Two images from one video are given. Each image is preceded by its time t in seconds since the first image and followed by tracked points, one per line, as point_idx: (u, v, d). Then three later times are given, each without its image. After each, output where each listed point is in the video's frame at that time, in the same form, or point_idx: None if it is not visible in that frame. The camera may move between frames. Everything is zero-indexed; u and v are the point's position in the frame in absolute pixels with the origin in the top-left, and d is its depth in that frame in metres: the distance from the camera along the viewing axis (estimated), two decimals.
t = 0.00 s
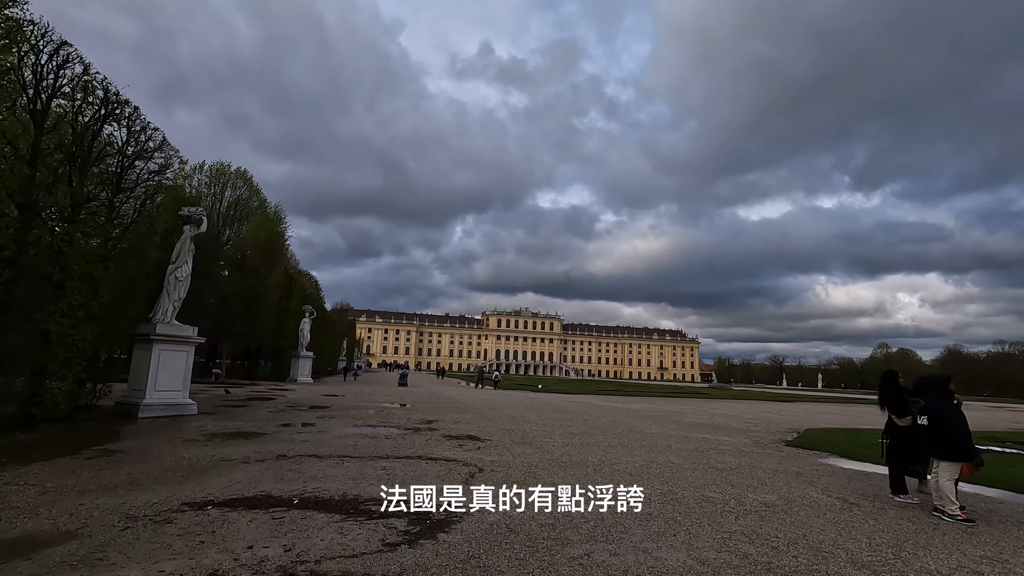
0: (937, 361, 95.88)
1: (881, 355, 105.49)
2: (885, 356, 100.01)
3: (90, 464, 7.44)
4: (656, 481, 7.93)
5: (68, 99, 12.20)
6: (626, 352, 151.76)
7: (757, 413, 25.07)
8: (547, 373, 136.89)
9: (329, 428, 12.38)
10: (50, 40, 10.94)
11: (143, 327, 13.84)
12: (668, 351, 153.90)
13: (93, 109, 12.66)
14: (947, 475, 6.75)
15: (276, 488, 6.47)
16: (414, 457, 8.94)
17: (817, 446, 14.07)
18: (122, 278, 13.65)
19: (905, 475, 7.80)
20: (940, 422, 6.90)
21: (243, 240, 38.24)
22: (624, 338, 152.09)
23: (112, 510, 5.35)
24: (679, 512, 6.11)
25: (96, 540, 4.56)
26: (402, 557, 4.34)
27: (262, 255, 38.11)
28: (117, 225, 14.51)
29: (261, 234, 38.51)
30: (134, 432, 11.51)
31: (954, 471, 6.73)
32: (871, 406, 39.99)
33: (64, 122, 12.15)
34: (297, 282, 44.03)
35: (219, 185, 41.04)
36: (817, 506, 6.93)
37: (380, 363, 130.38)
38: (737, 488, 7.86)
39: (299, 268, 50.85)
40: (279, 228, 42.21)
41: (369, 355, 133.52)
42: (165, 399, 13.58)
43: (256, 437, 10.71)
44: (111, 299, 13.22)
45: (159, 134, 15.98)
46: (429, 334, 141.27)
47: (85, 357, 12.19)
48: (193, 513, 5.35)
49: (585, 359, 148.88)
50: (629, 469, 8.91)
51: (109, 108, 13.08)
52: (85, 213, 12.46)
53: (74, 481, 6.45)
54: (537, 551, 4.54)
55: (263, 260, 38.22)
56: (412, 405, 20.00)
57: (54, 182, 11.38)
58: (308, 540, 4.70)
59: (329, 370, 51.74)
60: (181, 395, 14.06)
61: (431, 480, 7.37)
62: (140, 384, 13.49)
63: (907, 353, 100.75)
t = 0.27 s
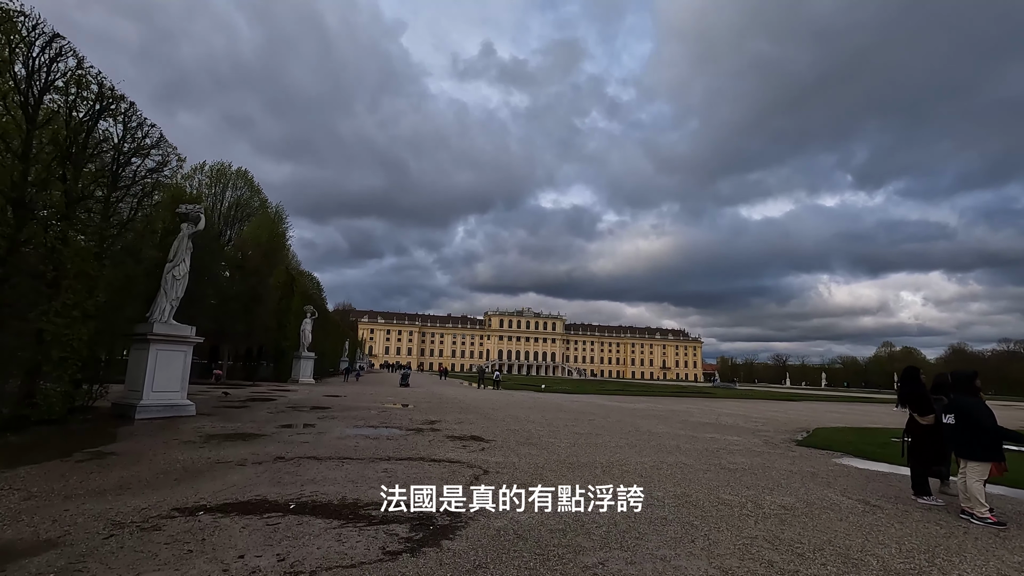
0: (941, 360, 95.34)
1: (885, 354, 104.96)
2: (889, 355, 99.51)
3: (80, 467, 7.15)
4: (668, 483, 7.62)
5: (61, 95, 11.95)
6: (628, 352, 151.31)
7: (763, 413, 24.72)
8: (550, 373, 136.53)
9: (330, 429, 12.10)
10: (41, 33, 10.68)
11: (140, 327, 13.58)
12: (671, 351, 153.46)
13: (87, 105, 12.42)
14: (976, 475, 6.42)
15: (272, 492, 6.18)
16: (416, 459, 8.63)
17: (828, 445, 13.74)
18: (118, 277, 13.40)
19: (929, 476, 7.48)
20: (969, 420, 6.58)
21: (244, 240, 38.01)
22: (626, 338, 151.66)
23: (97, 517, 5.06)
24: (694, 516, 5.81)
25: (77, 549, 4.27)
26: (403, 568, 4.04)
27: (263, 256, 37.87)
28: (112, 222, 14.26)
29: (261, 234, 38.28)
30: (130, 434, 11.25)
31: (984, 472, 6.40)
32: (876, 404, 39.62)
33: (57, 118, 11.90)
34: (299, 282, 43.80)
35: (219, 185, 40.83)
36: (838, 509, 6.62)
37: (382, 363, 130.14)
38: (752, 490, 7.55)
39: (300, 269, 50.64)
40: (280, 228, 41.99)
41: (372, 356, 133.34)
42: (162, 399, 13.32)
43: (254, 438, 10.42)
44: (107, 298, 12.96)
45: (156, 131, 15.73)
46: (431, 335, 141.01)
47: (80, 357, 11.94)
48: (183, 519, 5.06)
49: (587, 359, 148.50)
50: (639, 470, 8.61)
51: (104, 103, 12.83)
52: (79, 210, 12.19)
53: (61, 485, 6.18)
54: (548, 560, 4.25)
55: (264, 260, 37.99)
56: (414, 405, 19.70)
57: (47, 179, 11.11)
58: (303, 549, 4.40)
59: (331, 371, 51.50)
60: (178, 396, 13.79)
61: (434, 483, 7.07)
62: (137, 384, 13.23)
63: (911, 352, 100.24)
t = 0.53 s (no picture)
0: (945, 360, 94.84)
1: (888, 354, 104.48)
2: (892, 355, 99.03)
3: (68, 475, 6.87)
4: (679, 490, 7.33)
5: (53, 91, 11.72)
6: (631, 352, 150.89)
7: (769, 414, 24.38)
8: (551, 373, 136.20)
9: (329, 433, 11.83)
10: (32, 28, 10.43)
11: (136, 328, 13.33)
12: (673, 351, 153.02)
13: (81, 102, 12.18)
14: (1005, 483, 6.11)
15: (267, 502, 5.91)
16: (417, 464, 8.33)
17: (838, 448, 13.44)
18: (113, 277, 13.15)
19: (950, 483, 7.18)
20: (996, 425, 6.27)
21: (244, 241, 37.77)
22: (629, 338, 151.25)
23: (80, 530, 4.78)
24: (709, 528, 5.52)
25: (53, 567, 4.00)
26: None
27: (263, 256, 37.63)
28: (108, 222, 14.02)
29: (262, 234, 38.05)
30: (125, 438, 10.99)
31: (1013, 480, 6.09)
32: (881, 405, 39.23)
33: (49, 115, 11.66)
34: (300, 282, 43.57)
35: (220, 186, 40.62)
36: (858, 518, 6.32)
37: (384, 364, 129.92)
38: (767, 497, 7.24)
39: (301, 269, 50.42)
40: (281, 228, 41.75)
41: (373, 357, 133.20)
42: (158, 402, 13.06)
43: (251, 442, 10.15)
44: (102, 299, 12.70)
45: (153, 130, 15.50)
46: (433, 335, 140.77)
47: (74, 359, 11.68)
48: (169, 533, 4.78)
49: (589, 359, 148.14)
50: (647, 477, 8.32)
51: (98, 100, 12.59)
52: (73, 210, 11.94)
53: (46, 494, 5.91)
54: None
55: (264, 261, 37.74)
56: (415, 406, 19.42)
57: (39, 177, 10.86)
58: (294, 567, 4.11)
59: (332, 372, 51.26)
60: (175, 398, 13.53)
61: (435, 491, 6.79)
62: (133, 387, 12.97)
63: (914, 351, 99.75)
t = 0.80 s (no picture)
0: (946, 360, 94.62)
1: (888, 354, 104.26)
2: (892, 355, 98.81)
3: (46, 476, 6.57)
4: (686, 490, 7.03)
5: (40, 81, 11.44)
6: (630, 352, 150.60)
7: (771, 413, 24.07)
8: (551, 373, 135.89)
9: (324, 432, 11.52)
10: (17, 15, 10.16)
11: (127, 325, 13.04)
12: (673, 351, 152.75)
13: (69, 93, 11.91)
14: None
15: (253, 504, 5.59)
16: (413, 464, 8.02)
17: (845, 447, 13.15)
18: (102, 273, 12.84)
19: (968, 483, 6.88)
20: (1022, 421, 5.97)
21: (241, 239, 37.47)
22: (628, 338, 150.95)
23: (50, 534, 4.48)
24: (720, 530, 5.22)
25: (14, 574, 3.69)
26: None
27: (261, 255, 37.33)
28: (99, 217, 13.72)
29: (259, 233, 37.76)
30: (113, 437, 10.68)
31: None
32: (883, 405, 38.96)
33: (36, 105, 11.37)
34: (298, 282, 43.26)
35: (217, 185, 40.32)
36: (875, 520, 6.02)
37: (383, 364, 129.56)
38: (778, 498, 6.95)
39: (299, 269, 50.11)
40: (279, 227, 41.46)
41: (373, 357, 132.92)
42: (150, 401, 12.75)
43: (243, 442, 9.84)
44: (91, 295, 12.39)
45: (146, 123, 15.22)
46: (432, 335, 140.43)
47: (62, 356, 11.39)
48: (145, 537, 4.47)
49: (589, 359, 147.85)
50: (652, 476, 8.01)
51: (87, 91, 12.31)
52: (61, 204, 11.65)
53: (20, 495, 5.60)
54: None
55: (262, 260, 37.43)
56: (413, 406, 19.12)
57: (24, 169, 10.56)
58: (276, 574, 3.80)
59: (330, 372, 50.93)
60: (167, 397, 13.23)
61: (431, 492, 6.48)
62: (124, 385, 12.66)
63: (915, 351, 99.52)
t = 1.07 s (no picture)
0: (942, 358, 94.82)
1: (885, 352, 104.45)
2: (889, 353, 98.97)
3: (18, 485, 6.23)
4: (691, 498, 6.73)
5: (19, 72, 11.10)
6: (628, 351, 150.53)
7: (771, 413, 23.85)
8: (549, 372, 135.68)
9: (316, 435, 11.20)
10: None
11: (113, 324, 12.69)
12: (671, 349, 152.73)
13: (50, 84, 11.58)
14: None
15: (234, 516, 5.26)
16: (406, 469, 7.70)
17: (849, 448, 12.90)
18: (86, 271, 12.49)
19: (985, 490, 6.56)
20: None
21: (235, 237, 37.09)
22: (626, 337, 150.87)
23: (9, 552, 4.15)
24: (730, 544, 4.92)
25: None
26: None
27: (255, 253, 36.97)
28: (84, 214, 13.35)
29: (254, 231, 37.37)
30: (97, 440, 10.33)
31: None
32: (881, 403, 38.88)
33: (16, 97, 11.04)
34: (293, 280, 42.88)
35: (211, 182, 39.88)
36: (891, 530, 5.73)
37: (380, 363, 129.24)
38: (787, 506, 6.65)
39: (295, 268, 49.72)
40: (273, 225, 41.07)
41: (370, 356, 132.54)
42: (137, 403, 12.41)
43: (230, 446, 9.51)
44: (75, 294, 12.03)
45: (133, 118, 14.88)
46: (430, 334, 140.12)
47: (44, 357, 11.02)
48: (113, 556, 4.14)
49: (586, 357, 147.72)
50: (655, 482, 7.72)
51: (70, 83, 11.99)
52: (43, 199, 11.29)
53: None
54: None
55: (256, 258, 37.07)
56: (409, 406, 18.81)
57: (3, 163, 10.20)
58: None
59: (327, 371, 50.52)
60: (155, 399, 12.87)
61: (424, 500, 6.17)
62: (110, 387, 12.32)
63: (911, 349, 99.64)
